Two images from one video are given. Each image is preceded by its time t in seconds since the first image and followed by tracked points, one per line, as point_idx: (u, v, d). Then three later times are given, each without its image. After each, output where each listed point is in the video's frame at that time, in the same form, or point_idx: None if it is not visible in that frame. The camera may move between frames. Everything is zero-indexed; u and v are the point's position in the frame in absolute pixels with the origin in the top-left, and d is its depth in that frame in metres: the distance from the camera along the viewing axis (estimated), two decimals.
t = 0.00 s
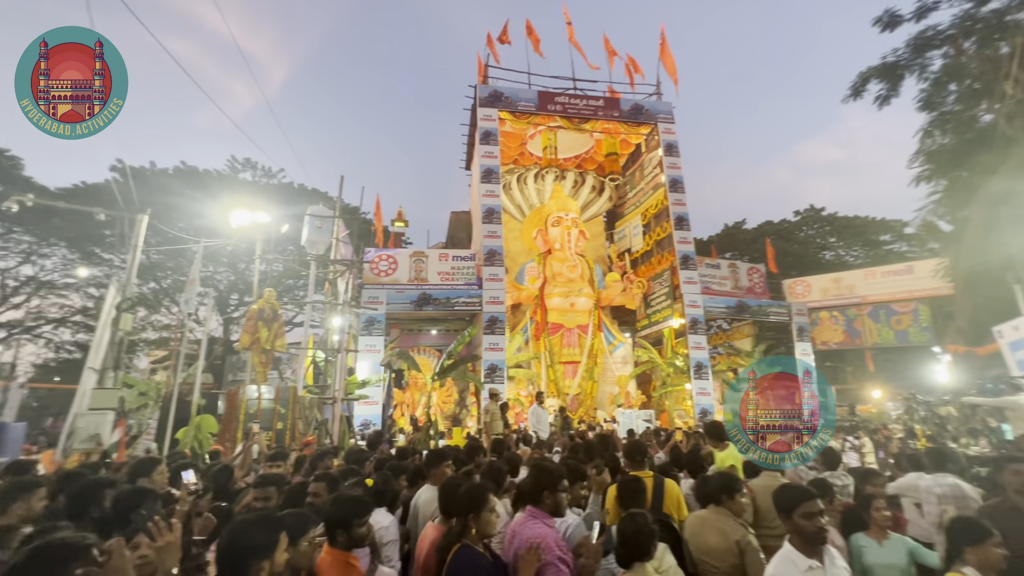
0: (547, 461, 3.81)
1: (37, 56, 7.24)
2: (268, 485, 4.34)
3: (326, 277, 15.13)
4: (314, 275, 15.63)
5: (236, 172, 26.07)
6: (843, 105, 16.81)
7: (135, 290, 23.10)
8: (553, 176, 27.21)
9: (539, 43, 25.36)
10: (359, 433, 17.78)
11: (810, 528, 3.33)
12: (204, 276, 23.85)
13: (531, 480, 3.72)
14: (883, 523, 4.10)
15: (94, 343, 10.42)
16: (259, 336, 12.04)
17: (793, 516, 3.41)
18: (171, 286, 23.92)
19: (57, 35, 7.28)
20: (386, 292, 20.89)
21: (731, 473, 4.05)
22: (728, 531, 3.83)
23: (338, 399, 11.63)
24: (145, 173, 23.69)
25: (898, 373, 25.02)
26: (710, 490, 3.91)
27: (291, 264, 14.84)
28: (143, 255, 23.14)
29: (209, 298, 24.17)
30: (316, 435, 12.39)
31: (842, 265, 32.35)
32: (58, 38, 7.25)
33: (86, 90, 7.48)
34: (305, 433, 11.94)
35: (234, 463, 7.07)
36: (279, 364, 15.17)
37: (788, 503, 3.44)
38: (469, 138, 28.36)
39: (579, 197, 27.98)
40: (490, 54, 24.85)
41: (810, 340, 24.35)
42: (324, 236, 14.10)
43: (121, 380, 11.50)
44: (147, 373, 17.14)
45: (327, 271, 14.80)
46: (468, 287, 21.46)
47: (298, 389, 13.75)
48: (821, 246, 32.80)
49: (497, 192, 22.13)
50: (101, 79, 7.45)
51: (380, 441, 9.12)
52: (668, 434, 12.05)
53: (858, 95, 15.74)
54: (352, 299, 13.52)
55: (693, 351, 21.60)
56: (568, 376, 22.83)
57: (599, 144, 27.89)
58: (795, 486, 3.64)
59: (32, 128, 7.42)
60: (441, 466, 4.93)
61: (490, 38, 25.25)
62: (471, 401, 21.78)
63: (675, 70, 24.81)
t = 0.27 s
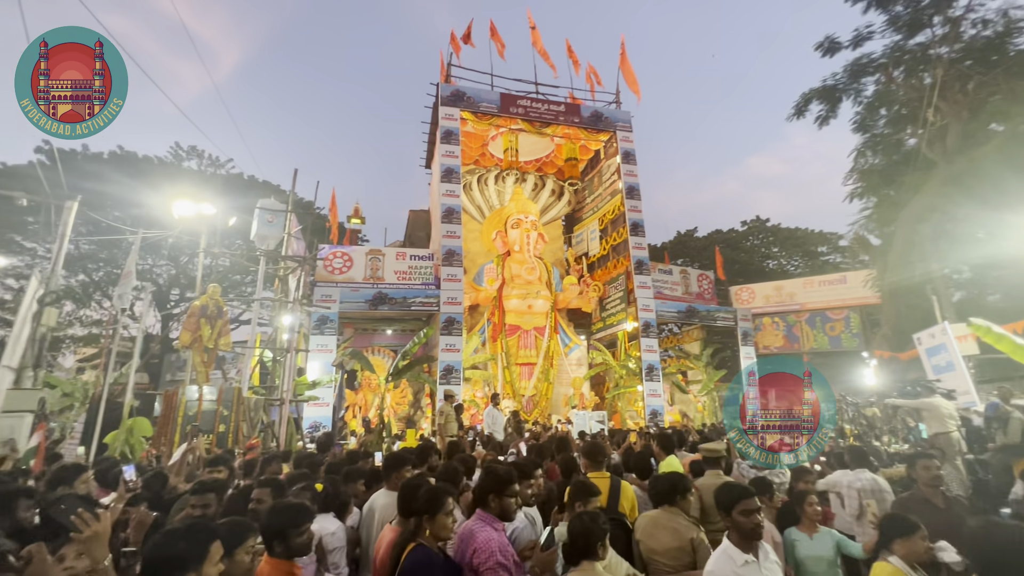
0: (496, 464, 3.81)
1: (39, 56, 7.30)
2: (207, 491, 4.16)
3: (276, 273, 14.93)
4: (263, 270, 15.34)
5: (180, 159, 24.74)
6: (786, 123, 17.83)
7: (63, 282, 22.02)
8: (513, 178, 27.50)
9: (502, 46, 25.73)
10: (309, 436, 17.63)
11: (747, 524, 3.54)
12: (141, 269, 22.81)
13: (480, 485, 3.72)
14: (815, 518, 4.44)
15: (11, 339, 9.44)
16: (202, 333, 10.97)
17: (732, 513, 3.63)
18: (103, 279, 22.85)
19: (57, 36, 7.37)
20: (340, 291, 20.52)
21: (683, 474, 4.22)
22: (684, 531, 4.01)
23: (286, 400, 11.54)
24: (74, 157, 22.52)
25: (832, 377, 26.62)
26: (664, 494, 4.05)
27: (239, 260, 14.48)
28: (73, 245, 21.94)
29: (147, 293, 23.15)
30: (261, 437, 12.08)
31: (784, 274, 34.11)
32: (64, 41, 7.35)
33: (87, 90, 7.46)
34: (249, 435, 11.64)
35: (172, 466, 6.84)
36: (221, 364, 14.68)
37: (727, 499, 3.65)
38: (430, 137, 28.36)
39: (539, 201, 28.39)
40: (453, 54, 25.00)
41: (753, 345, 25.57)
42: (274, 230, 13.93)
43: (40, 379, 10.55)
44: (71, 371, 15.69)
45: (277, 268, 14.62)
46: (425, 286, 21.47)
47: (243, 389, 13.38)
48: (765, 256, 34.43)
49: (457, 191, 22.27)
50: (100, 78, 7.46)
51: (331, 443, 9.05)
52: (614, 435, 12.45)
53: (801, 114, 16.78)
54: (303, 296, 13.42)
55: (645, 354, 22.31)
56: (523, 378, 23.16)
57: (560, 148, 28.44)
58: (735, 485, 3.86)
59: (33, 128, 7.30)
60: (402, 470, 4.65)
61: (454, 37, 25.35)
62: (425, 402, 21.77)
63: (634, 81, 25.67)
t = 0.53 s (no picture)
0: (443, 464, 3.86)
1: (38, 57, 8.82)
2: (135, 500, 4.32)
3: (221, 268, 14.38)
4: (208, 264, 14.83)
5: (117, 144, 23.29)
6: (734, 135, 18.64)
7: None
8: (473, 177, 27.66)
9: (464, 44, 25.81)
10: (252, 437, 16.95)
11: (688, 520, 3.71)
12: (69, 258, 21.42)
13: (429, 486, 3.77)
14: (751, 511, 4.65)
15: None
16: (136, 330, 10.31)
17: (674, 510, 3.78)
18: (21, 269, 20.46)
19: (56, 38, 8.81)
20: (291, 287, 19.78)
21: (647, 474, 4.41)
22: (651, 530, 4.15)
23: (230, 401, 11.09)
24: None
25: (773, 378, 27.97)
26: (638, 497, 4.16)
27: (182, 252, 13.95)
28: None
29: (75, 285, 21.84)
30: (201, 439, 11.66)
31: (730, 279, 35.57)
32: (62, 43, 8.82)
33: (86, 90, 9.03)
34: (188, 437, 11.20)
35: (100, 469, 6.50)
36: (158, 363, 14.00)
37: (672, 496, 3.81)
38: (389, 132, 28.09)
39: (498, 201, 28.52)
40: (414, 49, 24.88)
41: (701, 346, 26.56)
42: (220, 221, 13.64)
43: None
44: None
45: (222, 262, 14.12)
46: (380, 284, 21.24)
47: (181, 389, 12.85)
48: (713, 261, 35.79)
49: (415, 188, 22.20)
50: (99, 79, 9.00)
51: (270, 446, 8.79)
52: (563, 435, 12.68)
53: (749, 128, 17.59)
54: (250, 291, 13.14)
55: (599, 355, 22.87)
56: (479, 378, 23.25)
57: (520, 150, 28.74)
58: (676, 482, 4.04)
59: (37, 127, 8.90)
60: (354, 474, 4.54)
61: (416, 32, 25.18)
62: (378, 402, 21.53)
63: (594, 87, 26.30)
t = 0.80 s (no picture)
0: (398, 463, 3.82)
1: (39, 56, 9.04)
2: (72, 505, 4.06)
3: (171, 260, 13.91)
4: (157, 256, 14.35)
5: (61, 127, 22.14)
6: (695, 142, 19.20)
7: None
8: (440, 174, 27.41)
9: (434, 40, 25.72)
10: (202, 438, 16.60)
11: (641, 519, 3.62)
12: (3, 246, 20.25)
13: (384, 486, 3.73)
14: (701, 507, 4.83)
15: None
16: (74, 323, 9.88)
17: (627, 508, 3.69)
18: None
19: (56, 37, 9.07)
20: (245, 282, 19.38)
21: (621, 471, 4.91)
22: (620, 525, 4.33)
23: (178, 399, 10.91)
24: None
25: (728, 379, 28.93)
26: (610, 492, 4.40)
27: (127, 242, 13.45)
28: None
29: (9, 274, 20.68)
30: (145, 439, 11.26)
31: (689, 282, 36.54)
32: (63, 42, 9.10)
33: (87, 90, 9.31)
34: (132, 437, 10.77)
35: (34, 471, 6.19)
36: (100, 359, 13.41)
37: (624, 494, 3.70)
38: (355, 125, 27.67)
39: (465, 199, 28.47)
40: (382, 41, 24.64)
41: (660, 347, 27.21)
42: (170, 212, 13.02)
43: None
44: None
45: (172, 254, 13.69)
46: (342, 280, 20.85)
47: (124, 385, 12.34)
48: (674, 265, 36.69)
49: (380, 183, 21.97)
50: (100, 79, 9.28)
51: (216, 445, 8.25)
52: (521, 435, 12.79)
53: (709, 136, 18.12)
54: (202, 285, 12.76)
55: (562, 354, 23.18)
56: (442, 377, 23.19)
57: (488, 149, 28.76)
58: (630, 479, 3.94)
59: (36, 127, 9.07)
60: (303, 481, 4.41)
61: (384, 25, 24.89)
62: (337, 401, 21.21)
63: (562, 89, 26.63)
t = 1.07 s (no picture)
0: (360, 463, 3.86)
1: (38, 55, 9.03)
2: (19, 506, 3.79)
3: (129, 252, 13.50)
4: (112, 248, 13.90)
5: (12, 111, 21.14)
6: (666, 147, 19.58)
7: None
8: (413, 170, 27.37)
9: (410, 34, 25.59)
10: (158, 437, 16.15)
11: (605, 516, 3.73)
12: None
13: (346, 486, 3.76)
14: (665, 505, 4.98)
15: None
16: (21, 316, 9.49)
17: (592, 507, 3.79)
18: None
19: (57, 38, 9.06)
20: (209, 275, 18.89)
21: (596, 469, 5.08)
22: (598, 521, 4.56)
23: (133, 397, 10.67)
24: None
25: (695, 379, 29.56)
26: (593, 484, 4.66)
27: (80, 231, 12.93)
28: None
29: None
30: (97, 439, 10.92)
31: (659, 284, 37.18)
32: (62, 42, 9.10)
33: (87, 89, 9.27)
34: (84, 436, 10.38)
35: None
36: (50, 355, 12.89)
37: (590, 494, 3.81)
38: (327, 118, 27.30)
39: (438, 197, 28.34)
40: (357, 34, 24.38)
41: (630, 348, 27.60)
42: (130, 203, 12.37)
43: None
44: None
45: (129, 245, 13.28)
46: (311, 276, 20.57)
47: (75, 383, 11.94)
48: (644, 267, 37.29)
49: (352, 178, 21.75)
50: (102, 80, 9.25)
51: (170, 444, 7.97)
52: (488, 434, 12.83)
53: (680, 141, 18.52)
54: (161, 278, 12.46)
55: (533, 353, 23.35)
56: (412, 375, 23.10)
57: (462, 146, 28.73)
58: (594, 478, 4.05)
59: (35, 126, 8.89)
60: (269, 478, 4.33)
61: (359, 18, 24.59)
62: (303, 400, 20.89)
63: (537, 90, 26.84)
